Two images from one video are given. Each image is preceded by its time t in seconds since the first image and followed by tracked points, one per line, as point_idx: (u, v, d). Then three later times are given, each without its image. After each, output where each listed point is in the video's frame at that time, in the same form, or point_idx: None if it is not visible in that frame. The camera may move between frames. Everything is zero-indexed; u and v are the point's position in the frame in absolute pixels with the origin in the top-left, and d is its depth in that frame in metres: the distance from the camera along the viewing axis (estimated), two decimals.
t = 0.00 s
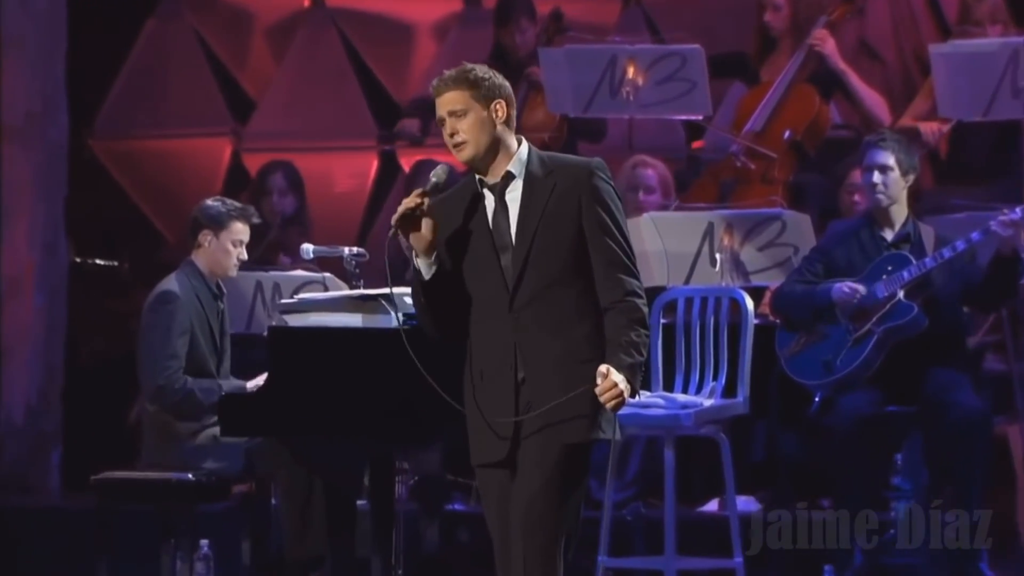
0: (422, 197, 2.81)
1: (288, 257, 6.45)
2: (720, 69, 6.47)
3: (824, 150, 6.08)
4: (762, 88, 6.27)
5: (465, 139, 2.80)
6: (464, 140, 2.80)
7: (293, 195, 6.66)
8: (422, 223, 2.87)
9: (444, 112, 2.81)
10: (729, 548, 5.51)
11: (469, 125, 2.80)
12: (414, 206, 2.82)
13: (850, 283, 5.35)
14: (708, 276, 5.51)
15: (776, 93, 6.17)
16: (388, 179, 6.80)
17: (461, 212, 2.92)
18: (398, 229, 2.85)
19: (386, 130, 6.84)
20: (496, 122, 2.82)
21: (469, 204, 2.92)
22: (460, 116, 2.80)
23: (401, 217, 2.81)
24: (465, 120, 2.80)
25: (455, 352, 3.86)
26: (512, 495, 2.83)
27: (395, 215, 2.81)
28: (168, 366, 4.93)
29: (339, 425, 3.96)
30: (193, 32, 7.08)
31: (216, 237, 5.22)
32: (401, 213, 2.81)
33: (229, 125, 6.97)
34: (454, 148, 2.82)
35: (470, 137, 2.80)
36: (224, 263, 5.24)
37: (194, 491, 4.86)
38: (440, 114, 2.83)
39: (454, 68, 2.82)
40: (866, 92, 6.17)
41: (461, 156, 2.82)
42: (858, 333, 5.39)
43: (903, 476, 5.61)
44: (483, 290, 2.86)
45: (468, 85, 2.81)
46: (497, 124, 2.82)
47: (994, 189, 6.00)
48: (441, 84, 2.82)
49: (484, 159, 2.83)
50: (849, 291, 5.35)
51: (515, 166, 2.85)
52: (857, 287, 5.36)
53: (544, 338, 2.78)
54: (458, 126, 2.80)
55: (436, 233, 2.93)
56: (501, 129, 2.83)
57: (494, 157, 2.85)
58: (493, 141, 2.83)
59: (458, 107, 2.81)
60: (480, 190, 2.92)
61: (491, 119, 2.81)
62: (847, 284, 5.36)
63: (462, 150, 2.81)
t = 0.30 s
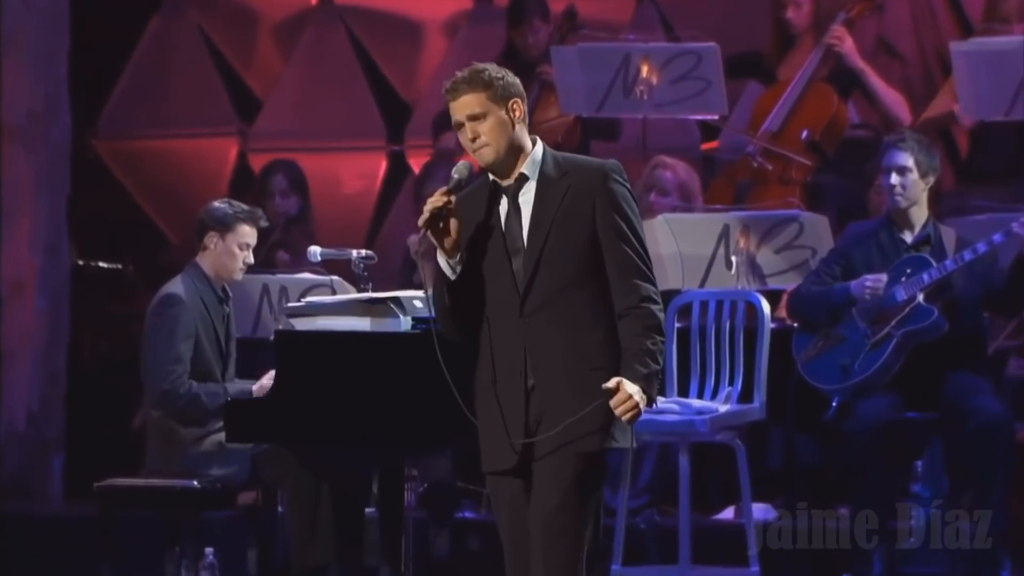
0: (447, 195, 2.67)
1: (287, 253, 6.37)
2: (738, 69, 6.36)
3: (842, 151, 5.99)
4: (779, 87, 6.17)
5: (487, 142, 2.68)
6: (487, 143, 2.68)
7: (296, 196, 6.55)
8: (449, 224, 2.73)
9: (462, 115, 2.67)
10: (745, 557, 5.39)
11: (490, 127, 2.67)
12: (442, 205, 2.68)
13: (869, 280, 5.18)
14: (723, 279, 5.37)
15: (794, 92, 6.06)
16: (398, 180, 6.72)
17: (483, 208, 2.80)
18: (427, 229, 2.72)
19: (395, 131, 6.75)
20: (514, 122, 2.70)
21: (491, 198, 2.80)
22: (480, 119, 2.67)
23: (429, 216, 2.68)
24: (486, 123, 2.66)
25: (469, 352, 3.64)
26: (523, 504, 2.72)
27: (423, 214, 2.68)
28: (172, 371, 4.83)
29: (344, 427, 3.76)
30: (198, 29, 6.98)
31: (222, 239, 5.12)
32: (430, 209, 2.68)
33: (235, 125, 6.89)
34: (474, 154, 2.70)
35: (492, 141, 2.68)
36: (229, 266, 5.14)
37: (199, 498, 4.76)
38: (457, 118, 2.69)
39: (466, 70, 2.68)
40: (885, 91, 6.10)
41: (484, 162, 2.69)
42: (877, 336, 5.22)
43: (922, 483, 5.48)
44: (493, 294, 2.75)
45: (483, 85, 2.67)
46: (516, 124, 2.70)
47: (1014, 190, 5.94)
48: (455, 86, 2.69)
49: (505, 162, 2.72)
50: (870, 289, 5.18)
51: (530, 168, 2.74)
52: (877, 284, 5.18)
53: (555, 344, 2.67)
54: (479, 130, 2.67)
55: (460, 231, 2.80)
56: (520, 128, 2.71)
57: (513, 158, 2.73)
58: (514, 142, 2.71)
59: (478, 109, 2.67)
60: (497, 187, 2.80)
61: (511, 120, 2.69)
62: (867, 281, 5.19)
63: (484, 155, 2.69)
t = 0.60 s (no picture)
0: (466, 197, 2.62)
1: (292, 236, 6.29)
2: (751, 68, 6.27)
3: (861, 152, 5.88)
4: (795, 87, 6.06)
5: (502, 152, 2.59)
6: (501, 154, 2.59)
7: (304, 191, 6.48)
8: (466, 224, 2.66)
9: (476, 124, 2.59)
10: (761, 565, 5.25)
11: (504, 137, 2.58)
12: (459, 206, 2.62)
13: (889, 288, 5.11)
14: (740, 283, 5.24)
15: (809, 93, 5.96)
16: (406, 182, 6.62)
17: (501, 209, 2.72)
18: (442, 232, 2.65)
19: (403, 132, 6.66)
20: (530, 127, 2.62)
21: (510, 198, 2.72)
22: (494, 129, 2.58)
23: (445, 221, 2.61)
24: (500, 132, 2.58)
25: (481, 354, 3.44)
26: (533, 515, 2.64)
27: (438, 218, 2.62)
28: (176, 375, 4.73)
29: (349, 430, 3.59)
30: (202, 27, 6.93)
31: (225, 240, 5.02)
32: (445, 215, 2.61)
33: (240, 125, 6.81)
34: (491, 164, 2.62)
35: (507, 151, 2.59)
36: (233, 269, 5.05)
37: (202, 506, 4.65)
38: (472, 128, 2.61)
39: (476, 77, 2.60)
40: (904, 91, 5.97)
41: (501, 172, 2.61)
42: (897, 340, 5.12)
43: (943, 491, 5.32)
44: (506, 299, 2.66)
45: (497, 93, 2.58)
46: (532, 128, 2.61)
47: None
48: (466, 95, 2.61)
49: (524, 167, 2.63)
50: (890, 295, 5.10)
51: (547, 170, 2.65)
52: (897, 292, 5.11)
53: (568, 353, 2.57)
54: (493, 139, 2.59)
55: (477, 231, 2.73)
56: (536, 132, 2.62)
57: (532, 161, 2.64)
58: (532, 147, 2.62)
59: (491, 119, 2.58)
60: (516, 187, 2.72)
61: (525, 125, 2.60)
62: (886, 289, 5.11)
63: (500, 164, 2.60)
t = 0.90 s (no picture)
0: (483, 204, 2.51)
1: (308, 249, 6.24)
2: (766, 69, 6.18)
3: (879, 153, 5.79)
4: (813, 87, 5.99)
5: (521, 154, 2.49)
6: (521, 156, 2.49)
7: (301, 195, 6.40)
8: (484, 233, 2.56)
9: (495, 125, 2.49)
10: None
11: (524, 138, 2.48)
12: (476, 214, 2.51)
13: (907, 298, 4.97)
14: (755, 288, 5.07)
15: (827, 94, 5.88)
16: (414, 183, 6.52)
17: (519, 214, 2.60)
18: (459, 239, 2.55)
19: (412, 133, 6.57)
20: (551, 129, 2.51)
21: (527, 206, 2.59)
22: (513, 129, 2.48)
23: (462, 228, 2.51)
24: (520, 134, 2.48)
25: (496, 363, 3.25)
26: (548, 532, 2.52)
27: (456, 225, 2.51)
28: (180, 384, 4.62)
29: (354, 439, 3.41)
30: (205, 25, 6.87)
31: (227, 239, 4.94)
32: (463, 222, 2.51)
33: (245, 128, 6.72)
34: (510, 167, 2.51)
35: (526, 153, 2.49)
36: (241, 266, 4.95)
37: (207, 515, 4.54)
38: (491, 129, 2.51)
39: (497, 76, 2.50)
40: (924, 91, 5.88)
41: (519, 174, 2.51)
42: (915, 348, 4.96)
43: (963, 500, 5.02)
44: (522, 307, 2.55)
45: (518, 94, 2.48)
46: (552, 130, 2.51)
47: None
48: (486, 94, 2.51)
49: (543, 171, 2.52)
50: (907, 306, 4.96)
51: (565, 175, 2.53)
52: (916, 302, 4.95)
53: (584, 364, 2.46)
54: (513, 141, 2.49)
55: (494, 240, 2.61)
56: (556, 135, 2.51)
57: (551, 164, 2.52)
58: (552, 150, 2.51)
59: (511, 120, 2.48)
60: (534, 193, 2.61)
61: (545, 128, 2.50)
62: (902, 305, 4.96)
63: (519, 167, 2.50)
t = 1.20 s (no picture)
0: (498, 206, 2.38)
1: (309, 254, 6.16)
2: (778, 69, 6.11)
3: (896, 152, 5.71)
4: (828, 85, 5.90)
5: (537, 153, 2.38)
6: (537, 155, 2.38)
7: (295, 197, 6.29)
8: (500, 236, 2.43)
9: (512, 122, 2.38)
10: None
11: (541, 136, 2.38)
12: (491, 217, 2.38)
13: (930, 297, 4.84)
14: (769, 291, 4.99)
15: (842, 93, 5.79)
16: (418, 184, 6.52)
17: (534, 215, 2.51)
18: (474, 244, 2.43)
19: (418, 134, 6.56)
20: (568, 128, 2.41)
21: (542, 207, 2.50)
22: (531, 127, 2.38)
23: (476, 232, 2.39)
24: (537, 132, 2.37)
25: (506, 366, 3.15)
26: (552, 546, 2.42)
27: (470, 227, 2.39)
28: (183, 386, 4.53)
29: (356, 445, 3.28)
30: (206, 23, 6.82)
31: (230, 239, 4.84)
32: (477, 225, 2.38)
33: (248, 126, 6.70)
34: (525, 166, 2.41)
35: (542, 152, 2.38)
36: (248, 265, 4.86)
37: (209, 523, 4.42)
38: (507, 126, 2.40)
39: (516, 72, 2.40)
40: (942, 90, 5.76)
41: (535, 173, 2.40)
42: (932, 351, 4.88)
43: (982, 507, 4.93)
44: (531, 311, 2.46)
45: (536, 91, 2.38)
46: (570, 129, 2.41)
47: None
48: (503, 90, 2.41)
49: (560, 171, 2.42)
50: (931, 306, 4.83)
51: (582, 175, 2.43)
52: (938, 302, 4.84)
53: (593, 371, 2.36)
54: (529, 139, 2.38)
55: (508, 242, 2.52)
56: (574, 135, 2.41)
57: (568, 165, 2.42)
58: (569, 150, 2.41)
59: (528, 117, 2.38)
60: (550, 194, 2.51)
61: (563, 126, 2.39)
62: (927, 298, 4.84)
63: (534, 166, 2.40)
